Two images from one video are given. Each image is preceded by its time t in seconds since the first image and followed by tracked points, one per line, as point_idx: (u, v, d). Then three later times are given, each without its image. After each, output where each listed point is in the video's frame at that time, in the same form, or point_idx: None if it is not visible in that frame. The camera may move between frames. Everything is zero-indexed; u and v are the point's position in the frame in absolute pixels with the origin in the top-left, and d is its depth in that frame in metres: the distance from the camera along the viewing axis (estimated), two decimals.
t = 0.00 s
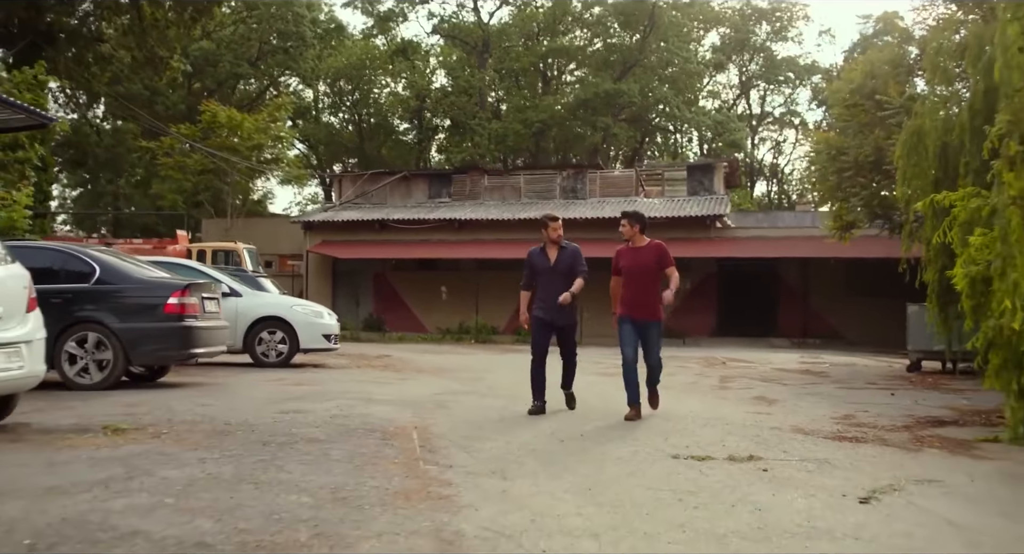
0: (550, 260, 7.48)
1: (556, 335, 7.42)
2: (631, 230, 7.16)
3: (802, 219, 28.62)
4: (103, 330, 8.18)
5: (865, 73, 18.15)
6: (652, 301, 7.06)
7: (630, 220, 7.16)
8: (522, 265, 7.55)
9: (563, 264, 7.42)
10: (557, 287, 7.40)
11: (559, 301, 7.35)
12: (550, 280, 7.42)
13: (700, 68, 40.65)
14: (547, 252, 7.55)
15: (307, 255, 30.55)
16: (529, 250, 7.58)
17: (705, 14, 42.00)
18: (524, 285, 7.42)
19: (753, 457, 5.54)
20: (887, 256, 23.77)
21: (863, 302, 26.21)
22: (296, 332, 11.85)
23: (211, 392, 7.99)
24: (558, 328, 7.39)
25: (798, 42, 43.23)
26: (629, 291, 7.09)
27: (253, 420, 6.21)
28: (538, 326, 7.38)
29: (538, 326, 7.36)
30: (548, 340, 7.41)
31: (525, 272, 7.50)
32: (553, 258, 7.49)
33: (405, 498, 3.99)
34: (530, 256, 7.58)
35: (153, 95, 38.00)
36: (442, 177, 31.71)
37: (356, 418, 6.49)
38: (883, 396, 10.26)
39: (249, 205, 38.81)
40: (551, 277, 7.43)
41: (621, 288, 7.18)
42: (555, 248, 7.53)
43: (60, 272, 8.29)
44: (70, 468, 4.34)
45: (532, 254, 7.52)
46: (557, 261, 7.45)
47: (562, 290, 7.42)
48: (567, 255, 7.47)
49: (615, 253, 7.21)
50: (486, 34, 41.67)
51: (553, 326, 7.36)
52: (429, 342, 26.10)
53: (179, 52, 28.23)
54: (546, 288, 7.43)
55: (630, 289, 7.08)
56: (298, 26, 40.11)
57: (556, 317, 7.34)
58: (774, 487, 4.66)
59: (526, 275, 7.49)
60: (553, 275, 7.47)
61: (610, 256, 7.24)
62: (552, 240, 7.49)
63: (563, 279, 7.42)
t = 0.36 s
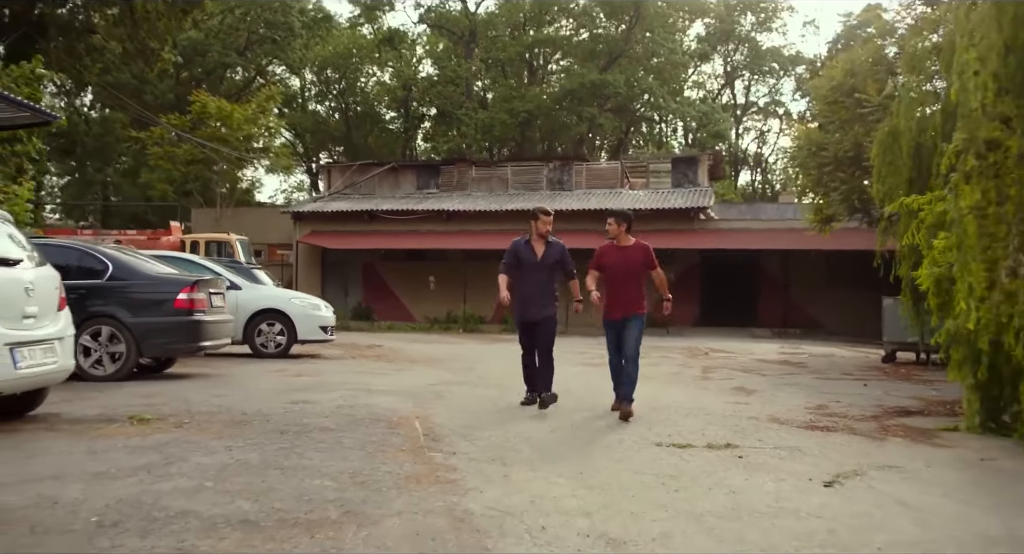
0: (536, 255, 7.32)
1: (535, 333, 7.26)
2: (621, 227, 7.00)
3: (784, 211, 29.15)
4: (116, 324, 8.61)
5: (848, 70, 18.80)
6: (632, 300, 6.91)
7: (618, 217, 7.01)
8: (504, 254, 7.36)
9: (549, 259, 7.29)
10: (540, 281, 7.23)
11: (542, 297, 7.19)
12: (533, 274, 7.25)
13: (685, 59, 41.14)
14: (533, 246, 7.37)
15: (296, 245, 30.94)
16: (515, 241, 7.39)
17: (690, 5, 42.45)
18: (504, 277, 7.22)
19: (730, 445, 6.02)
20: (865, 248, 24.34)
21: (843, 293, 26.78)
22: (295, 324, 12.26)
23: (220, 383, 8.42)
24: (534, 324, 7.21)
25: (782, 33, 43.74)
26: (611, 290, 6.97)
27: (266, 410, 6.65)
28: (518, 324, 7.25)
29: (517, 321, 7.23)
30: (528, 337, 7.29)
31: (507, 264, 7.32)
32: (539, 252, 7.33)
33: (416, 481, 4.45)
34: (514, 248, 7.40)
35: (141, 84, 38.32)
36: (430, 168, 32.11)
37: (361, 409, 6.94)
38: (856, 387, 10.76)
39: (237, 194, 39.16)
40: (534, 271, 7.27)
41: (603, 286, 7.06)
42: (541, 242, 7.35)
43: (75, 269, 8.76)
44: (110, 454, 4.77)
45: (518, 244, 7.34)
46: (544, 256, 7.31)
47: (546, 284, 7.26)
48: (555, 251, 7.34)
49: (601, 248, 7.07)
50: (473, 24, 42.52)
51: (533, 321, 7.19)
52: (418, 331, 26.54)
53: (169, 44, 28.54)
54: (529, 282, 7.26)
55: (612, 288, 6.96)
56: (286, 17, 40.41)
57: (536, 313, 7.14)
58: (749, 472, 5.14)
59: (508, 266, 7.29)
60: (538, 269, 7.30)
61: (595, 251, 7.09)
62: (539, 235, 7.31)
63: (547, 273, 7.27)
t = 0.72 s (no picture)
0: (528, 251, 7.35)
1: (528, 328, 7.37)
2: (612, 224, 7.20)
3: (771, 207, 29.66)
4: (128, 322, 9.04)
5: (831, 72, 19.25)
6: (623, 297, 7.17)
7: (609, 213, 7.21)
8: (498, 250, 7.37)
9: (542, 256, 7.32)
10: (533, 278, 7.29)
11: (536, 294, 7.26)
12: (526, 270, 7.31)
13: (674, 53, 41.55)
14: (523, 241, 7.41)
15: (290, 240, 31.33)
16: (507, 236, 7.42)
17: None
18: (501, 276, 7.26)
19: (709, 437, 6.49)
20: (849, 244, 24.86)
21: (829, 287, 27.28)
22: (295, 320, 12.68)
23: (228, 379, 8.86)
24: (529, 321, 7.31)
25: (771, 28, 44.22)
26: (601, 285, 7.20)
27: (276, 405, 7.10)
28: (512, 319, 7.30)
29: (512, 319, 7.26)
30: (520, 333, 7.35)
31: (501, 261, 7.36)
32: (530, 247, 7.36)
33: (421, 470, 4.91)
34: (505, 244, 7.40)
35: (136, 78, 38.62)
36: (423, 163, 32.52)
37: (364, 403, 7.39)
38: (835, 381, 11.24)
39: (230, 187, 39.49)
40: (527, 268, 7.31)
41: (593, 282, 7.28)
42: (532, 236, 7.39)
43: (88, 270, 9.19)
44: (141, 446, 5.23)
45: (510, 241, 7.36)
46: (536, 252, 7.34)
47: (539, 281, 7.32)
48: (545, 246, 7.37)
49: (591, 245, 7.25)
50: (464, 17, 42.41)
51: (528, 316, 7.25)
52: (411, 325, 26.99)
53: (164, 41, 28.86)
54: (523, 278, 7.31)
55: (603, 285, 7.20)
56: (279, 11, 40.68)
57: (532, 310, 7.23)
58: (725, 462, 5.61)
59: (502, 263, 7.33)
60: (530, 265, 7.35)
61: (584, 249, 7.29)
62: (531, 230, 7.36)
63: (541, 270, 7.32)
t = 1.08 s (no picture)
0: (512, 254, 7.35)
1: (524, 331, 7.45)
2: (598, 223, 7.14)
3: (766, 201, 30.11)
4: (146, 318, 9.50)
5: (825, 69, 19.47)
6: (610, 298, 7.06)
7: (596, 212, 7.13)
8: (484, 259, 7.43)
9: (526, 259, 7.32)
10: (519, 283, 7.30)
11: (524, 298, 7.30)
12: (512, 275, 7.33)
13: (672, 46, 41.97)
14: (509, 245, 7.42)
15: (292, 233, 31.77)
16: (492, 242, 7.44)
17: None
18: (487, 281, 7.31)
19: (693, 429, 6.96)
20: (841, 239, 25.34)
21: (821, 281, 27.79)
22: (301, 315, 13.14)
23: (241, 373, 9.33)
24: (521, 324, 7.36)
25: (769, 21, 44.61)
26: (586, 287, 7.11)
27: (289, 398, 7.58)
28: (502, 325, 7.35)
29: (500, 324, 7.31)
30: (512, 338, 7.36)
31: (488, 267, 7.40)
32: (515, 251, 7.36)
33: (426, 458, 5.36)
34: (492, 250, 7.43)
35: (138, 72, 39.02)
36: (423, 157, 32.93)
37: (372, 396, 7.87)
38: (821, 375, 11.72)
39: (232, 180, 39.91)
40: (514, 272, 7.34)
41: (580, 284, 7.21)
42: (516, 239, 7.39)
43: (107, 269, 9.65)
44: (169, 437, 5.69)
45: (494, 247, 7.39)
46: (520, 255, 7.33)
47: (526, 285, 7.33)
48: (530, 248, 7.35)
49: (577, 246, 7.20)
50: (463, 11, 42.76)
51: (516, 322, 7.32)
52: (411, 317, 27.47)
53: (166, 37, 29.25)
54: (510, 284, 7.33)
55: (587, 286, 7.11)
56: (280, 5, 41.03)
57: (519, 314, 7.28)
58: (707, 452, 6.09)
59: (489, 270, 7.38)
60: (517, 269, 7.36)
61: (570, 250, 7.23)
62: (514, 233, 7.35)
63: (527, 275, 7.32)
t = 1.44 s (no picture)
0: (509, 255, 7.28)
1: (508, 333, 7.31)
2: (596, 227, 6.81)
3: (763, 195, 30.55)
4: (162, 314, 9.97)
5: (820, 67, 19.55)
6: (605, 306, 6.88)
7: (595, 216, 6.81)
8: (477, 254, 7.32)
9: (521, 261, 7.26)
10: (514, 283, 7.21)
11: (516, 297, 7.22)
12: (506, 274, 7.23)
13: (674, 38, 42.29)
14: (505, 244, 7.34)
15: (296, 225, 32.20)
16: (488, 237, 7.35)
17: None
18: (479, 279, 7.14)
19: (679, 420, 7.42)
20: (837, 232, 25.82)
21: (817, 274, 28.28)
22: (307, 309, 13.59)
23: (252, 366, 9.79)
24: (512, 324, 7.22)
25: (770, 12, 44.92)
26: (581, 291, 6.93)
27: (299, 389, 8.04)
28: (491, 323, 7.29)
29: (490, 324, 7.25)
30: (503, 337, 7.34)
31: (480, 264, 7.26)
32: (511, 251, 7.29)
33: (428, 446, 5.83)
34: (486, 247, 7.33)
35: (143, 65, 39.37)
36: (425, 150, 33.33)
37: (377, 388, 8.32)
38: (809, 367, 12.17)
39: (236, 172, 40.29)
40: (507, 270, 7.25)
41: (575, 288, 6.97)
42: (513, 240, 7.32)
43: (125, 266, 10.11)
44: (191, 427, 6.16)
45: (490, 245, 7.29)
46: (515, 257, 7.27)
47: (520, 285, 7.26)
48: (526, 251, 7.29)
49: (572, 250, 6.88)
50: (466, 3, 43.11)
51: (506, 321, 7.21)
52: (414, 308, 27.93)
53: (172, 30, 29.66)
54: (503, 282, 7.22)
55: (580, 290, 6.92)
56: None
57: (510, 315, 7.18)
58: (689, 442, 6.55)
59: (481, 266, 7.26)
60: (512, 269, 7.26)
61: (565, 252, 6.92)
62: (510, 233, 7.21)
63: (521, 274, 7.26)
